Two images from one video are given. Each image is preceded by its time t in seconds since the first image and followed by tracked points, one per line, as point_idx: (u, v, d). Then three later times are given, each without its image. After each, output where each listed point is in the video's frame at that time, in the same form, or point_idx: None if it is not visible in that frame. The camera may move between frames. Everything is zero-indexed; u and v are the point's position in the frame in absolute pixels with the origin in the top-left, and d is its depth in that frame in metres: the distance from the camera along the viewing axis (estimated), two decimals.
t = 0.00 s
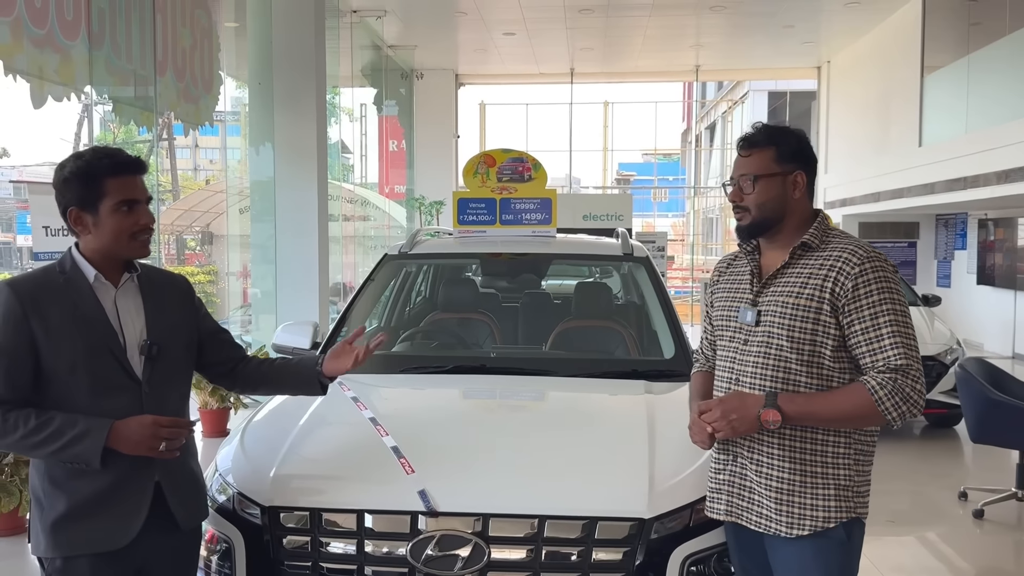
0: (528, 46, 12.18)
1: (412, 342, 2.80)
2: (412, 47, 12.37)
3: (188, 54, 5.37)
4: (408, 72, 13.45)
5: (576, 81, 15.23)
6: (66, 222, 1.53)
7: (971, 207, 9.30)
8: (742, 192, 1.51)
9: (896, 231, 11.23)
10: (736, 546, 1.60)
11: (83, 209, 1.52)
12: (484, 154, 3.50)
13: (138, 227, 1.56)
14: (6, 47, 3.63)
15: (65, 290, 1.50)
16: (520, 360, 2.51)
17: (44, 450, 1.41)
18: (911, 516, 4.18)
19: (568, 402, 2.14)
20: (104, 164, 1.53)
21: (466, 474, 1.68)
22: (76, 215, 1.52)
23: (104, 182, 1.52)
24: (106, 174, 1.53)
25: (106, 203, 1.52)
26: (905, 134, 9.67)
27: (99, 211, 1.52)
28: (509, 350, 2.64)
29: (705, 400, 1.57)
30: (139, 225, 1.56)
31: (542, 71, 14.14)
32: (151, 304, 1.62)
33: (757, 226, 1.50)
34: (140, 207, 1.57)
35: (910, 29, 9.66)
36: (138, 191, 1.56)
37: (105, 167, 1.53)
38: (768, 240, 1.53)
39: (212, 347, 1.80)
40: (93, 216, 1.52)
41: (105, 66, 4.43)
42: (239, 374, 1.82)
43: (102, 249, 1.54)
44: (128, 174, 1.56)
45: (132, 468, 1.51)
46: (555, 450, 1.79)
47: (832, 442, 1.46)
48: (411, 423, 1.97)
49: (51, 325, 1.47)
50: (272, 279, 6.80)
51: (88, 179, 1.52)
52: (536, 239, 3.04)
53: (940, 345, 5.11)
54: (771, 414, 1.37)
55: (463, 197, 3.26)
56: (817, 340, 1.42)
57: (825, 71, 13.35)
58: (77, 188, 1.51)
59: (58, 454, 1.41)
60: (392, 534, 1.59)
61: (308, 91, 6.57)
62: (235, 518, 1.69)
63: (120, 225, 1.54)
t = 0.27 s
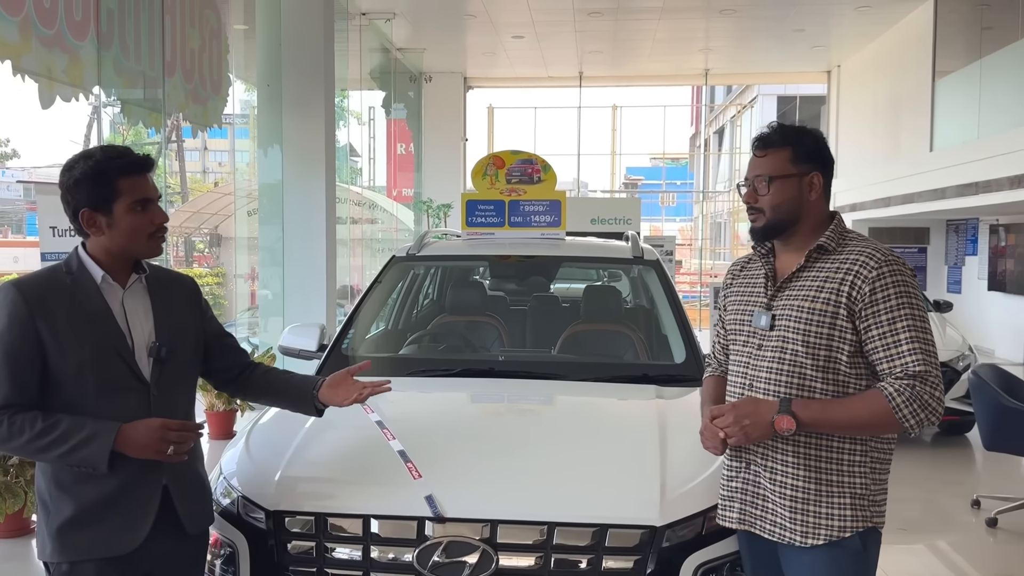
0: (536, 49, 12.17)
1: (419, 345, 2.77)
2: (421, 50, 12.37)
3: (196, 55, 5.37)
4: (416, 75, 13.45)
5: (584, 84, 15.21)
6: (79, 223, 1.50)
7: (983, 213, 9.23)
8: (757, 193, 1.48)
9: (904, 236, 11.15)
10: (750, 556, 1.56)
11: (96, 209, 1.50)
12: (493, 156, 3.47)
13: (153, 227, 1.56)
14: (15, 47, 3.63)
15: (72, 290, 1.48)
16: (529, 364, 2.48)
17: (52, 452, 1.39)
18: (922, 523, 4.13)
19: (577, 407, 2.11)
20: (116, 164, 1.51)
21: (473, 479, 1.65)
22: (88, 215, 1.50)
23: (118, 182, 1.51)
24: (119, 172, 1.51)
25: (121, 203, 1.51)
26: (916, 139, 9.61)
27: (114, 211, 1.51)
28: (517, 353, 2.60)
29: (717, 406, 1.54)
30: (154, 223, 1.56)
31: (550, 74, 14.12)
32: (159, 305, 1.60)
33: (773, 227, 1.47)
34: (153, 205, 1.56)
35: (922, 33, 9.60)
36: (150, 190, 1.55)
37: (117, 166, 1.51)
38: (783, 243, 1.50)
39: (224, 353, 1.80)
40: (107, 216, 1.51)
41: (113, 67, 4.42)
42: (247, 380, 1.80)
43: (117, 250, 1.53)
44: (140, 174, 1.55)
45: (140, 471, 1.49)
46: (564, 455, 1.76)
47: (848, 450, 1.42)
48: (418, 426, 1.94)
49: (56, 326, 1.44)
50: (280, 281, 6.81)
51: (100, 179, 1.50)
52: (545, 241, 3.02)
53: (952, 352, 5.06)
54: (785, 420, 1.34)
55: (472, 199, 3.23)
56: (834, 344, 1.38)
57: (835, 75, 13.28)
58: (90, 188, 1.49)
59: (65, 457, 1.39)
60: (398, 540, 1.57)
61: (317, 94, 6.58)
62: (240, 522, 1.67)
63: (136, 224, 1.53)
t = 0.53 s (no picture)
0: (542, 51, 12.15)
1: (425, 346, 2.75)
2: (426, 51, 12.36)
3: (202, 56, 5.35)
4: (422, 77, 13.44)
5: (590, 86, 15.18)
6: (86, 217, 1.49)
7: (990, 216, 9.18)
8: (771, 191, 1.46)
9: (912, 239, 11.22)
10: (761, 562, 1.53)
11: (103, 203, 1.48)
12: (500, 156, 3.45)
13: (161, 222, 1.54)
14: (19, 46, 3.61)
15: (78, 289, 1.46)
16: (536, 365, 2.45)
17: (57, 453, 1.38)
18: (931, 529, 4.09)
19: (584, 409, 2.08)
20: (125, 156, 1.51)
21: (479, 481, 1.62)
22: (95, 209, 1.48)
23: (126, 175, 1.50)
24: (128, 166, 1.51)
25: (129, 195, 1.49)
26: (923, 142, 9.56)
27: (121, 204, 1.49)
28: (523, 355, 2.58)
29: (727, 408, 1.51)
30: (162, 219, 1.54)
31: (556, 76, 14.09)
32: (165, 305, 1.59)
33: (788, 226, 1.44)
34: (162, 200, 1.54)
35: (929, 35, 9.55)
36: (159, 185, 1.54)
37: (126, 160, 1.51)
38: (797, 243, 1.47)
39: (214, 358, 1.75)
40: (114, 210, 1.49)
41: (118, 67, 4.40)
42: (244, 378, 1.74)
43: (123, 245, 1.51)
44: (149, 167, 1.54)
45: (145, 473, 1.48)
46: (571, 459, 1.74)
47: (861, 456, 1.39)
48: (423, 428, 1.92)
49: (61, 325, 1.43)
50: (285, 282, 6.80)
51: (109, 172, 1.48)
52: (552, 242, 2.99)
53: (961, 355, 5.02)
54: (797, 423, 1.31)
55: (478, 199, 3.21)
56: (848, 347, 1.35)
57: (841, 78, 13.23)
58: (97, 179, 1.48)
59: (71, 458, 1.38)
60: (403, 543, 1.54)
61: (322, 95, 6.57)
62: (243, 525, 1.65)
63: (143, 219, 1.51)
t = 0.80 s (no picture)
0: (544, 52, 12.13)
1: (429, 346, 2.74)
2: (428, 52, 12.36)
3: (203, 55, 5.33)
4: (424, 78, 13.43)
5: (592, 88, 15.16)
6: (90, 214, 1.48)
7: (993, 219, 9.16)
8: (785, 189, 1.44)
9: (914, 241, 11.22)
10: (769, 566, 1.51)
11: (107, 200, 1.47)
12: (505, 155, 3.43)
13: (166, 219, 1.53)
14: (21, 43, 3.60)
15: (81, 287, 1.45)
16: (540, 366, 2.44)
17: (58, 454, 1.36)
18: (935, 532, 4.07)
19: (589, 411, 2.07)
20: (131, 153, 1.50)
21: (485, 483, 1.61)
22: (100, 205, 1.47)
23: (131, 172, 1.49)
24: (134, 164, 1.50)
25: (134, 192, 1.48)
26: (926, 144, 9.54)
27: (126, 201, 1.48)
28: (527, 356, 2.57)
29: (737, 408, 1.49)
30: (167, 217, 1.53)
31: (558, 77, 14.07)
32: (169, 304, 1.57)
33: (801, 225, 1.42)
34: (167, 198, 1.53)
35: (932, 37, 9.53)
36: (164, 183, 1.53)
37: (131, 156, 1.49)
38: (811, 242, 1.45)
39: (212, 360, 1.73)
40: (118, 206, 1.48)
41: (120, 66, 4.37)
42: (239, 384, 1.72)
43: (128, 242, 1.50)
44: (154, 164, 1.53)
45: (146, 474, 1.46)
46: (577, 460, 1.72)
47: (872, 459, 1.38)
48: (427, 429, 1.90)
49: (63, 323, 1.41)
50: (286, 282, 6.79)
51: (115, 168, 1.48)
52: (556, 242, 2.98)
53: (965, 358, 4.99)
54: (808, 424, 1.29)
55: (482, 199, 3.20)
56: (861, 348, 1.34)
57: (844, 79, 13.20)
58: (103, 176, 1.47)
59: (72, 458, 1.36)
60: (408, 546, 1.53)
61: (324, 96, 6.57)
62: (246, 526, 1.63)
63: (148, 216, 1.50)
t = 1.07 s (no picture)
0: (543, 53, 12.13)
1: (431, 346, 2.73)
2: (427, 52, 12.36)
3: (203, 54, 5.31)
4: (423, 78, 13.42)
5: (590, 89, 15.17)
6: (91, 213, 1.47)
7: (991, 221, 9.18)
8: (793, 187, 1.44)
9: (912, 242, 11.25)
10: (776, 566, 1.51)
11: (109, 198, 1.47)
12: (506, 155, 3.43)
13: (167, 218, 1.52)
14: (21, 42, 3.59)
15: (85, 286, 1.44)
16: (543, 366, 2.43)
17: (61, 454, 1.35)
18: (935, 532, 4.07)
19: (592, 411, 2.06)
20: (131, 151, 1.49)
21: (491, 483, 1.60)
22: (101, 204, 1.47)
23: (132, 170, 1.48)
24: (134, 161, 1.49)
25: (135, 191, 1.48)
26: (924, 146, 9.56)
27: (126, 200, 1.47)
28: (529, 356, 2.57)
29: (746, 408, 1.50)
30: (168, 215, 1.52)
31: (556, 78, 14.06)
32: (172, 303, 1.56)
33: (810, 224, 1.43)
34: (167, 197, 1.52)
35: (931, 39, 9.54)
36: (165, 180, 1.52)
37: (132, 154, 1.49)
38: (819, 241, 1.46)
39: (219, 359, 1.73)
40: (119, 205, 1.47)
41: (120, 65, 4.36)
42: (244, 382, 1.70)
43: (129, 241, 1.49)
44: (154, 163, 1.52)
45: (149, 474, 1.45)
46: (582, 460, 1.72)
47: (881, 459, 1.38)
48: (431, 429, 1.90)
49: (67, 322, 1.41)
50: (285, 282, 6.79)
51: (116, 166, 1.47)
52: (559, 242, 2.97)
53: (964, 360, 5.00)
54: (818, 424, 1.29)
55: (484, 199, 3.19)
56: (871, 347, 1.34)
57: (843, 81, 13.22)
58: (103, 174, 1.46)
59: (75, 458, 1.35)
60: (414, 546, 1.52)
61: (324, 96, 6.57)
62: (250, 526, 1.63)
63: (149, 214, 1.49)
